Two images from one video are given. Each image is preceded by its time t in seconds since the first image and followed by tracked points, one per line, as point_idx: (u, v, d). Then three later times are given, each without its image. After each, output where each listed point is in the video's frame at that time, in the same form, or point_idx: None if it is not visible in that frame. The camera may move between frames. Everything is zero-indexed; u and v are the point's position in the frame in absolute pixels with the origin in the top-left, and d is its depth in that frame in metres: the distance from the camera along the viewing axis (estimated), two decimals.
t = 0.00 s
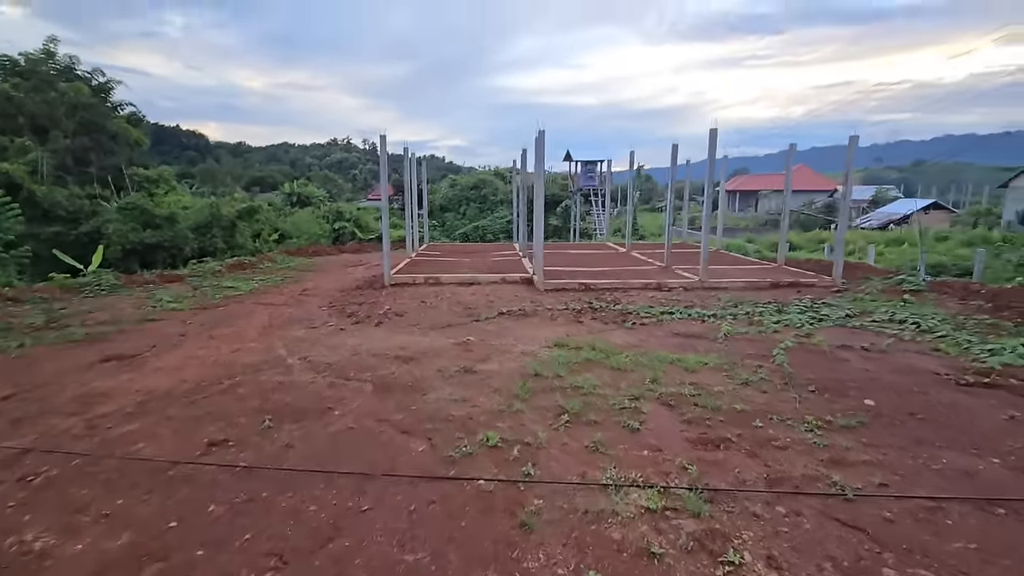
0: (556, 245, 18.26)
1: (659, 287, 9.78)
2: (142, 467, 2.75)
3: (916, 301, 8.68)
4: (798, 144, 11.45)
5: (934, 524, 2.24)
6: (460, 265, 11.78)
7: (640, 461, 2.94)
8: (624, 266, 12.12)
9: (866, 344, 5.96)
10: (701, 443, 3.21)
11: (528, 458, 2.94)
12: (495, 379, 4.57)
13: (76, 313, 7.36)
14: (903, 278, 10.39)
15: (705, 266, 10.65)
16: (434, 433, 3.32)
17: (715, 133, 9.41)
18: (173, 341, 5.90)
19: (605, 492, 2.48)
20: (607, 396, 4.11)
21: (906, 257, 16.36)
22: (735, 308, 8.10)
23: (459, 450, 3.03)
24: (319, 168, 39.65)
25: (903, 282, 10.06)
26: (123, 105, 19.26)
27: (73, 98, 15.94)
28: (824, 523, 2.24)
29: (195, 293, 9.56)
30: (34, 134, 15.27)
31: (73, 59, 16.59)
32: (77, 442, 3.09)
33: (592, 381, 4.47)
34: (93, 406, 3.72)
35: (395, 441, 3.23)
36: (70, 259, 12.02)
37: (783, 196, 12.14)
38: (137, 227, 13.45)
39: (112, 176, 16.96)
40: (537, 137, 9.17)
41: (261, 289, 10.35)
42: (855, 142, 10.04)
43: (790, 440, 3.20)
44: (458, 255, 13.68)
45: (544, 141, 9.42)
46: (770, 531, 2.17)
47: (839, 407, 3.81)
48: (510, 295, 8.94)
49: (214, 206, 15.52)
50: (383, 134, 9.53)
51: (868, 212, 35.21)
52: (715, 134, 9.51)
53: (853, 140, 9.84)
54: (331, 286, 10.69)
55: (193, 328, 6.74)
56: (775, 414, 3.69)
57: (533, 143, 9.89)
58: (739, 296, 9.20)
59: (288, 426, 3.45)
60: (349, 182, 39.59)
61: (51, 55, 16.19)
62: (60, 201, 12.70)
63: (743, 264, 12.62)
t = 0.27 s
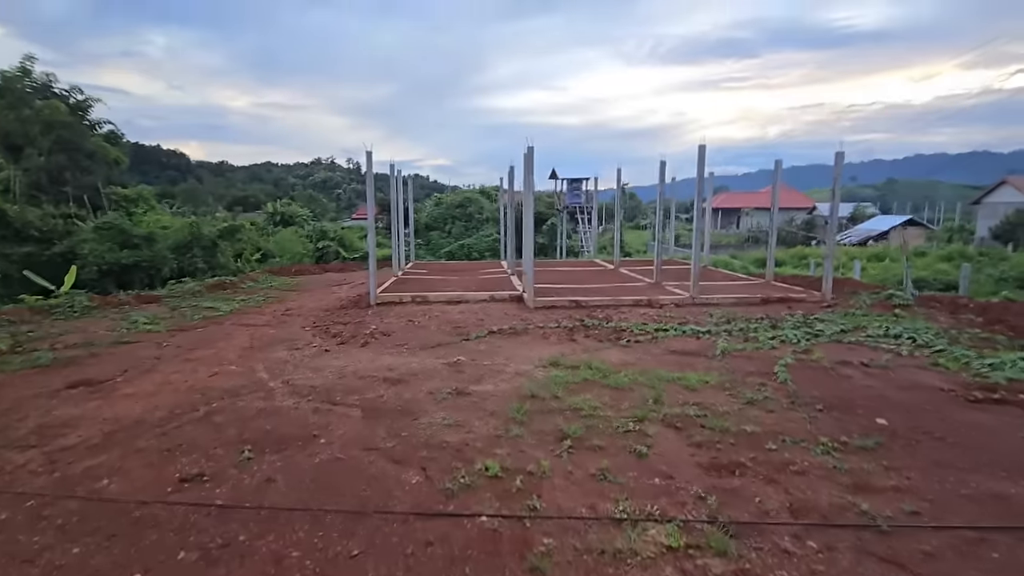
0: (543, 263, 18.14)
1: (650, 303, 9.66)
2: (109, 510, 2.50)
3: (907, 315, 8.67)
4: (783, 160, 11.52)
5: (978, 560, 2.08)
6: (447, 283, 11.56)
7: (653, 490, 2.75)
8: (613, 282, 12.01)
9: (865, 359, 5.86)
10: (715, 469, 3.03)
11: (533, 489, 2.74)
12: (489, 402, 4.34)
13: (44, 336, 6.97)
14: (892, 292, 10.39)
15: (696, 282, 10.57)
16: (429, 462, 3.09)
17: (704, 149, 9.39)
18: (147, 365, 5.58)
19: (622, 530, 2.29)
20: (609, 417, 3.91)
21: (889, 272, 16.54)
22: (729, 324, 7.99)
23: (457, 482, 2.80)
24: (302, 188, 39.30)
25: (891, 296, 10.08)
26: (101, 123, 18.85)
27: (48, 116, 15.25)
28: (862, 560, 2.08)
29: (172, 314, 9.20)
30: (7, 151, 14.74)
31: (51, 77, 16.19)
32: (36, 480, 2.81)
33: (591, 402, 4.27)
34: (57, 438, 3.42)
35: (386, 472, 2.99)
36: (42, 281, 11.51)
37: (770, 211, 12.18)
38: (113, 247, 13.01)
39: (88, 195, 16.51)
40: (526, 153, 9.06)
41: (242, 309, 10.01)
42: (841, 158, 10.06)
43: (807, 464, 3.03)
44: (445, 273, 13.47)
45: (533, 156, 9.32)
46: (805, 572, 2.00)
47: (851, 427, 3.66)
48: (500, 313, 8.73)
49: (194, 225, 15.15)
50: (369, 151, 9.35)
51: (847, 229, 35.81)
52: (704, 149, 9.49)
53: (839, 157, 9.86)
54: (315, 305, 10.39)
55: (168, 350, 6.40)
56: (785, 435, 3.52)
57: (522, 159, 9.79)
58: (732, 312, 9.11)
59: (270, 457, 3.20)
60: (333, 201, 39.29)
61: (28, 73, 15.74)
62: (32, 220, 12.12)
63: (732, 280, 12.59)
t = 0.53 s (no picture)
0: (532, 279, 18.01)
1: (644, 320, 9.53)
2: (80, 560, 2.26)
3: (901, 329, 8.64)
4: (772, 175, 11.56)
5: None
6: (436, 301, 11.34)
7: (672, 525, 2.57)
8: (605, 299, 11.88)
9: (867, 375, 5.75)
10: (733, 498, 2.87)
11: (545, 525, 2.55)
12: (487, 426, 4.14)
13: (12, 361, 6.61)
14: (883, 306, 10.39)
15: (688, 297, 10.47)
16: (428, 495, 2.89)
17: (695, 164, 9.37)
18: (122, 390, 5.28)
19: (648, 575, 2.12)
20: (614, 440, 3.73)
21: (875, 286, 16.64)
22: (725, 340, 7.88)
23: (459, 517, 2.60)
24: (286, 206, 38.91)
25: (883, 310, 10.07)
26: (80, 141, 18.45)
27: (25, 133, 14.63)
28: None
29: (151, 335, 8.85)
30: None
31: (29, 94, 15.84)
32: None
33: (594, 424, 4.09)
34: (20, 475, 3.14)
35: (382, 507, 2.78)
36: (15, 301, 11.03)
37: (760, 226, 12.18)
38: (91, 267, 12.59)
39: (65, 214, 16.06)
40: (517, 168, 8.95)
41: (225, 329, 9.68)
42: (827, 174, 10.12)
43: (828, 491, 2.88)
44: (434, 291, 13.24)
45: (524, 171, 9.21)
46: None
47: (867, 448, 3.53)
48: (492, 331, 8.53)
49: (175, 243, 14.78)
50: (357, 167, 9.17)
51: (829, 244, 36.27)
52: (694, 165, 9.47)
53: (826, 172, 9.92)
54: (301, 325, 10.10)
55: (145, 374, 6.09)
56: (801, 458, 3.37)
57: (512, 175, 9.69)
58: (726, 328, 9.01)
59: (256, 492, 2.97)
60: (318, 219, 38.92)
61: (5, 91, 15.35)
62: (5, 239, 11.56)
63: (723, 295, 12.53)
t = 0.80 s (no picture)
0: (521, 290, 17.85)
1: (637, 329, 9.41)
2: None
3: (895, 336, 8.60)
4: (760, 184, 11.59)
5: None
6: (425, 311, 11.11)
7: (690, 549, 2.42)
8: (596, 308, 11.75)
9: (869, 384, 5.65)
10: (750, 517, 2.72)
11: (553, 554, 2.38)
12: (484, 442, 3.95)
13: None
14: (874, 315, 10.37)
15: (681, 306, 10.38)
16: (427, 520, 2.71)
17: (686, 173, 9.31)
18: (95, 407, 4.99)
19: None
20: (619, 455, 3.57)
21: (863, 295, 16.74)
22: (721, 349, 7.77)
23: (460, 546, 2.43)
24: (271, 217, 38.41)
25: (875, 318, 10.06)
26: (58, 150, 18.01)
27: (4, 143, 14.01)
28: None
29: (128, 349, 8.51)
30: None
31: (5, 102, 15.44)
32: None
33: (597, 438, 3.92)
34: None
35: (378, 535, 2.59)
36: None
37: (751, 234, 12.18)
38: (66, 278, 12.17)
39: (40, 224, 15.60)
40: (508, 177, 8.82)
41: (206, 342, 9.37)
42: (817, 183, 10.09)
43: (850, 508, 2.73)
44: (423, 302, 13.01)
45: (515, 180, 9.08)
46: None
47: (883, 461, 3.39)
48: (484, 342, 8.34)
49: (156, 254, 14.41)
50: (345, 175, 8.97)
51: (813, 254, 36.68)
52: (686, 173, 9.41)
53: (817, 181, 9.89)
54: (285, 337, 9.80)
55: (120, 390, 5.78)
56: (815, 473, 3.23)
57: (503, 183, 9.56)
58: (720, 337, 8.91)
59: (240, 519, 2.75)
60: (303, 230, 38.46)
61: None
62: None
63: (714, 305, 12.47)
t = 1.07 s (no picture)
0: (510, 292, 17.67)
1: (630, 333, 9.28)
2: None
3: (888, 341, 8.56)
4: (752, 188, 11.55)
5: None
6: (414, 314, 10.88)
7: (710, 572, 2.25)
8: (588, 311, 11.61)
9: (870, 390, 5.55)
10: (769, 535, 2.56)
11: None
12: (480, 452, 3.76)
13: None
14: (866, 319, 10.34)
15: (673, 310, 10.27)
16: (424, 541, 2.51)
17: (681, 175, 9.21)
18: (64, 415, 4.71)
19: None
20: (624, 467, 3.40)
21: (850, 299, 16.81)
22: (717, 354, 7.66)
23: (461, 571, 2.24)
24: (255, 217, 37.82)
25: (867, 322, 10.03)
26: (34, 146, 17.45)
27: None
28: None
29: (103, 351, 8.17)
30: None
31: None
32: None
33: (599, 448, 3.74)
34: None
35: (371, 558, 2.39)
36: None
37: (743, 238, 12.14)
38: (40, 277, 11.73)
39: (14, 222, 15.08)
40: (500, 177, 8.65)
41: (186, 345, 9.04)
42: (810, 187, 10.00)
43: (875, 525, 2.58)
44: (411, 304, 12.77)
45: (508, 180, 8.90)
46: None
47: (898, 472, 3.26)
48: (475, 346, 8.14)
49: (135, 253, 13.99)
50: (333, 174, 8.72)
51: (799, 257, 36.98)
52: (681, 175, 9.31)
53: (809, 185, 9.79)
54: (269, 340, 9.51)
55: (93, 396, 5.49)
56: (831, 485, 3.08)
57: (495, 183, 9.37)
58: (714, 341, 8.81)
59: (220, 540, 2.53)
60: (288, 231, 37.92)
61: None
62: None
63: (706, 308, 12.40)
